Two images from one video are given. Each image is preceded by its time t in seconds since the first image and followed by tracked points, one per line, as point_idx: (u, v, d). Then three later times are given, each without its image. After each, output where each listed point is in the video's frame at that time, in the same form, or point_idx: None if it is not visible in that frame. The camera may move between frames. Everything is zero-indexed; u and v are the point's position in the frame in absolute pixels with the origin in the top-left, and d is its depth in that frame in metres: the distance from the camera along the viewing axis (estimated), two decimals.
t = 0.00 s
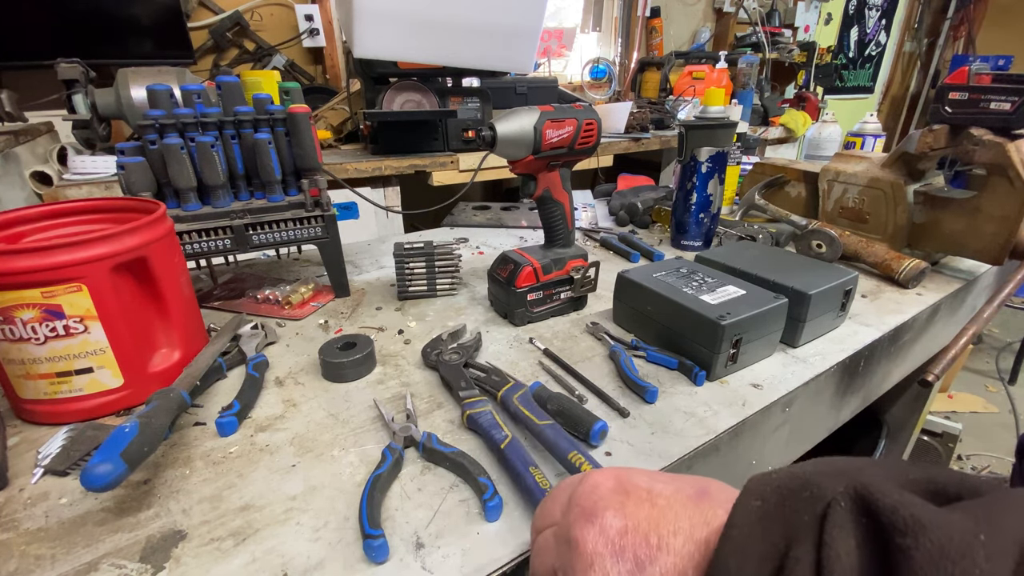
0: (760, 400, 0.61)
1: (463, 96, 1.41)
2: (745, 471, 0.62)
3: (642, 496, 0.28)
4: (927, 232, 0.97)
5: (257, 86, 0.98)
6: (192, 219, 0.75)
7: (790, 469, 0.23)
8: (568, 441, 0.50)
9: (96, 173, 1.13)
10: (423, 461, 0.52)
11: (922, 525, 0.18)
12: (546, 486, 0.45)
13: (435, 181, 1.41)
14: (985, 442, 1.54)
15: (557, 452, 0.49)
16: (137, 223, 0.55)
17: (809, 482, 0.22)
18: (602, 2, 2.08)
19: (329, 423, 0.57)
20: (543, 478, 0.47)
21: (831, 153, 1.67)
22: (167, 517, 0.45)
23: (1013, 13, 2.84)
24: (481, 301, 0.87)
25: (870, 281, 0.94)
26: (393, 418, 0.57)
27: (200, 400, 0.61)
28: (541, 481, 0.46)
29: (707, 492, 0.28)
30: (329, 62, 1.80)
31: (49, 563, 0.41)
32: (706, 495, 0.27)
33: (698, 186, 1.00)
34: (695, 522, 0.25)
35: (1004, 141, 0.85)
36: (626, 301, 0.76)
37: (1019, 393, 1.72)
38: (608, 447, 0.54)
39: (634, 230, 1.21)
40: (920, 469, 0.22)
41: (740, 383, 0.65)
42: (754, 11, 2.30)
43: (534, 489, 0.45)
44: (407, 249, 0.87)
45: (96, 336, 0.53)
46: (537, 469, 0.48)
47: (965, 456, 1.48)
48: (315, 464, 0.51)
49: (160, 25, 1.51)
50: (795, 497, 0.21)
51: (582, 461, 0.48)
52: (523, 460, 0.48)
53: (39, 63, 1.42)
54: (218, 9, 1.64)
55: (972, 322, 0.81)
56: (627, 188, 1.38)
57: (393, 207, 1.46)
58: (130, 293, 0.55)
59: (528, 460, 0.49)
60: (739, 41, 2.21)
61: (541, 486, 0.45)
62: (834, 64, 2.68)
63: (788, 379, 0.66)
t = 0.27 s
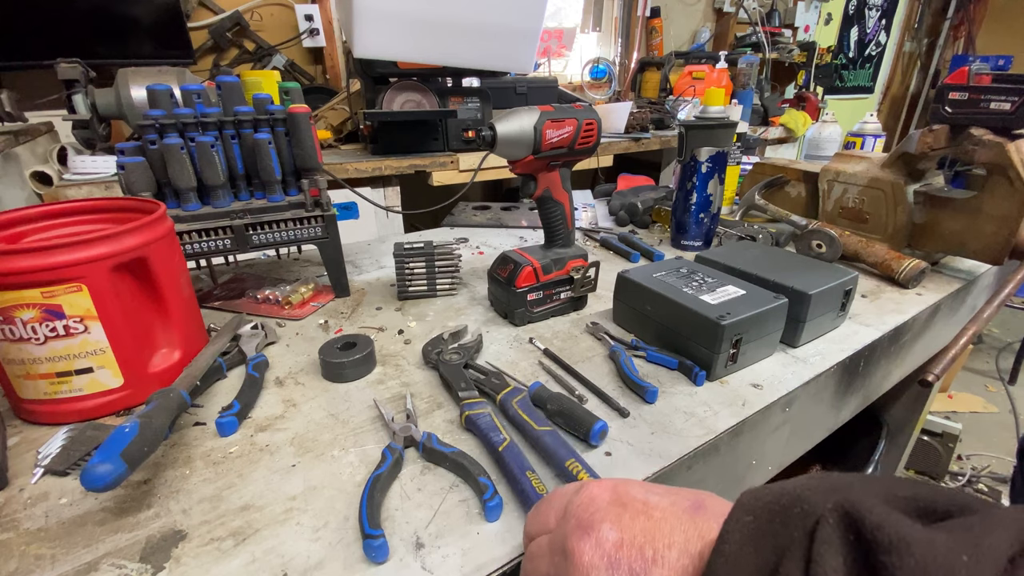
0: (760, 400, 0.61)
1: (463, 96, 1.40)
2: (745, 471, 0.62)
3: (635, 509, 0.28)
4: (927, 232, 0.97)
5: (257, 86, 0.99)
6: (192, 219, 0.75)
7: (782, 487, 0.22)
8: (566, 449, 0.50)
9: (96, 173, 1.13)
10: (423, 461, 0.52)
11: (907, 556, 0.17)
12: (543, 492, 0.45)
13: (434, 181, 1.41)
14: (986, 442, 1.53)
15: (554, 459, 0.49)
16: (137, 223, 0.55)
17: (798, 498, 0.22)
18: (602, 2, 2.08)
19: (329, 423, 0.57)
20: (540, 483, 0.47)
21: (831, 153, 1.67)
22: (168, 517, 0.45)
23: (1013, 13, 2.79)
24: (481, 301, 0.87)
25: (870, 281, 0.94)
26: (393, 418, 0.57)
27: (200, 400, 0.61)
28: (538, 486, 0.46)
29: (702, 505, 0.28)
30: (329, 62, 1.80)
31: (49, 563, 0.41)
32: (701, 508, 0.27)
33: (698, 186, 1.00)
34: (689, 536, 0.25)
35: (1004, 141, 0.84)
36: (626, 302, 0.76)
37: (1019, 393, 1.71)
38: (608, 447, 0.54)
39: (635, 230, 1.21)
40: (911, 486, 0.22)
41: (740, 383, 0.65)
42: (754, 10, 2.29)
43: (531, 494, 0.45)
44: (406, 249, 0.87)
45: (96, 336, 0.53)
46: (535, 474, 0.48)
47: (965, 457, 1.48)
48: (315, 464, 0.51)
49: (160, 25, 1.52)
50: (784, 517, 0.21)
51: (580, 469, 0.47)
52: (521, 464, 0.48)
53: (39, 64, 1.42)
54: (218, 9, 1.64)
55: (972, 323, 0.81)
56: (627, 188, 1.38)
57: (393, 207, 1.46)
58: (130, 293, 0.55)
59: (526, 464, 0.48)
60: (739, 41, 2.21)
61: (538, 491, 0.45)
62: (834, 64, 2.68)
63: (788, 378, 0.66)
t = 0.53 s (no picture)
0: (760, 400, 0.61)
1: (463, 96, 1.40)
2: (745, 471, 0.62)
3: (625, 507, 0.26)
4: (927, 232, 0.97)
5: (257, 86, 0.99)
6: (192, 219, 0.75)
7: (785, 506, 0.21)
8: (564, 456, 0.50)
9: (96, 173, 1.13)
10: (423, 461, 0.52)
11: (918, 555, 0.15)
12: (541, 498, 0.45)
13: (435, 181, 1.41)
14: (986, 442, 1.54)
15: (553, 466, 0.49)
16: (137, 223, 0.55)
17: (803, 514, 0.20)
18: (602, 2, 2.08)
19: (329, 423, 0.57)
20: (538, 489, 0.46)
21: (831, 153, 1.67)
22: (168, 517, 0.45)
23: (1013, 13, 2.80)
24: (481, 301, 0.87)
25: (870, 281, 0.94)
26: (393, 418, 0.57)
27: (200, 400, 0.61)
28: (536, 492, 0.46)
29: (719, 520, 0.24)
30: (329, 62, 1.80)
31: (49, 563, 0.41)
32: (719, 521, 0.24)
33: (698, 186, 1.00)
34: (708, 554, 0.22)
35: (1004, 141, 0.84)
36: (626, 302, 0.76)
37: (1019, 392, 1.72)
38: (608, 447, 0.54)
39: (635, 230, 1.21)
40: (929, 504, 0.19)
41: (740, 383, 0.65)
42: (754, 10, 2.30)
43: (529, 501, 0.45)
44: (406, 249, 0.87)
45: (96, 336, 0.53)
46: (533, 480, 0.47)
47: (965, 456, 1.48)
48: (315, 464, 0.51)
49: (161, 25, 1.52)
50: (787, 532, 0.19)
51: (577, 477, 0.47)
52: (519, 470, 0.48)
53: (39, 63, 1.42)
54: (218, 9, 1.64)
55: (972, 322, 0.81)
56: (627, 188, 1.38)
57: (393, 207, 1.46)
58: (130, 293, 0.55)
59: (524, 470, 0.48)
60: (739, 40, 2.21)
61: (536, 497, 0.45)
62: (834, 64, 2.69)
63: (788, 378, 0.66)
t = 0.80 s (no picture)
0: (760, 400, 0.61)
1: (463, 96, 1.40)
2: (745, 471, 0.62)
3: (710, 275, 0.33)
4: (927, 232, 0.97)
5: (257, 86, 0.99)
6: (191, 219, 0.75)
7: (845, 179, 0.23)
8: (564, 456, 0.50)
9: (96, 173, 1.13)
10: (423, 461, 0.52)
11: (930, 235, 0.20)
12: (540, 499, 0.45)
13: (434, 181, 1.41)
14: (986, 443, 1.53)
15: (553, 466, 0.49)
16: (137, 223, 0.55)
17: (835, 208, 0.23)
18: (602, 2, 2.08)
19: (329, 423, 0.57)
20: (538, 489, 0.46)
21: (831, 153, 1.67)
22: (168, 517, 0.45)
23: (1013, 13, 2.80)
24: (481, 301, 0.87)
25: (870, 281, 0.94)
26: (393, 418, 0.57)
27: (200, 400, 0.61)
28: (535, 492, 0.46)
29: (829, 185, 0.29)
30: (329, 62, 1.80)
31: (49, 563, 0.41)
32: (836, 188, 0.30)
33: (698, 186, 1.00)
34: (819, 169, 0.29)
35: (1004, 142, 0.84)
36: (626, 302, 0.76)
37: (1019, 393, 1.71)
38: (608, 447, 0.54)
39: (635, 230, 1.21)
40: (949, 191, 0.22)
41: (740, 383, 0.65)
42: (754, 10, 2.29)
43: (528, 502, 0.45)
44: (406, 249, 0.87)
45: (96, 336, 0.53)
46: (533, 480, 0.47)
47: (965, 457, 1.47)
48: (315, 464, 0.51)
49: (161, 25, 1.52)
50: (815, 205, 0.24)
51: (577, 477, 0.47)
52: (518, 470, 0.48)
53: (38, 63, 1.42)
54: (218, 10, 1.64)
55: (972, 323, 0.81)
56: (627, 189, 1.38)
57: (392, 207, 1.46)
58: (130, 293, 0.55)
59: (523, 470, 0.48)
60: (739, 40, 2.21)
61: (535, 497, 0.45)
62: (834, 64, 2.69)
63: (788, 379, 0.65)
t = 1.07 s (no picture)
0: (760, 400, 0.61)
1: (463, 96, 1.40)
2: (745, 471, 0.62)
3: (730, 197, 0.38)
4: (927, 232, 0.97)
5: (257, 86, 0.99)
6: (191, 219, 0.75)
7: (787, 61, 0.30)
8: (564, 456, 0.50)
9: (96, 173, 1.13)
10: (423, 461, 0.52)
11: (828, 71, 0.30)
12: (540, 498, 0.45)
13: (435, 181, 1.41)
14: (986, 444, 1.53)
15: (553, 466, 0.49)
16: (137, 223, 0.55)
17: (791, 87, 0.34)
18: (602, 2, 2.08)
19: (329, 423, 0.57)
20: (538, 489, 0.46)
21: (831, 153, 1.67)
22: (168, 517, 0.45)
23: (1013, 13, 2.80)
24: (481, 301, 0.87)
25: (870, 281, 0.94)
26: (393, 418, 0.57)
27: (200, 400, 0.61)
28: (536, 492, 0.46)
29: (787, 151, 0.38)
30: (329, 62, 1.80)
31: (49, 563, 0.41)
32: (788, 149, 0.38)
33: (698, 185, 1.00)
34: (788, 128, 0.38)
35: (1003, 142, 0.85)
36: (626, 302, 0.76)
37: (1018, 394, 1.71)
38: (608, 447, 0.54)
39: (634, 230, 1.21)
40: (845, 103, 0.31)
41: (740, 383, 0.65)
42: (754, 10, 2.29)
43: (528, 502, 0.45)
44: (406, 249, 0.87)
45: (96, 336, 0.53)
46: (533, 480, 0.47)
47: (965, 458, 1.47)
48: (315, 464, 0.51)
49: (161, 25, 1.52)
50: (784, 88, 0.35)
51: (577, 477, 0.47)
52: (518, 469, 0.48)
53: (38, 64, 1.41)
54: (218, 9, 1.64)
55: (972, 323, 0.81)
56: (627, 189, 1.38)
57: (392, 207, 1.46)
58: (130, 292, 0.55)
59: (523, 470, 0.48)
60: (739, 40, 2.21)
61: (535, 497, 0.45)
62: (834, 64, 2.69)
63: (788, 379, 0.66)
